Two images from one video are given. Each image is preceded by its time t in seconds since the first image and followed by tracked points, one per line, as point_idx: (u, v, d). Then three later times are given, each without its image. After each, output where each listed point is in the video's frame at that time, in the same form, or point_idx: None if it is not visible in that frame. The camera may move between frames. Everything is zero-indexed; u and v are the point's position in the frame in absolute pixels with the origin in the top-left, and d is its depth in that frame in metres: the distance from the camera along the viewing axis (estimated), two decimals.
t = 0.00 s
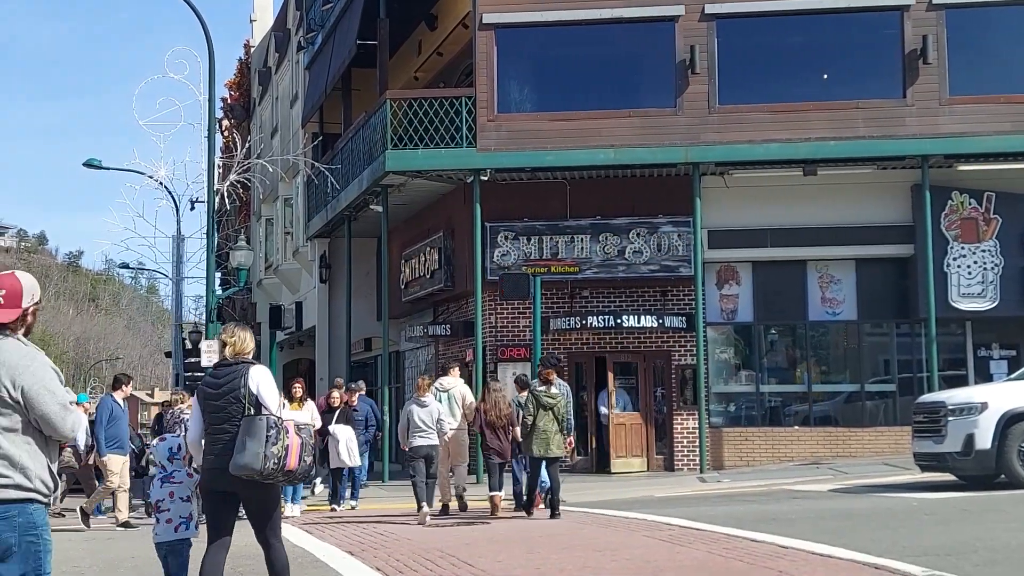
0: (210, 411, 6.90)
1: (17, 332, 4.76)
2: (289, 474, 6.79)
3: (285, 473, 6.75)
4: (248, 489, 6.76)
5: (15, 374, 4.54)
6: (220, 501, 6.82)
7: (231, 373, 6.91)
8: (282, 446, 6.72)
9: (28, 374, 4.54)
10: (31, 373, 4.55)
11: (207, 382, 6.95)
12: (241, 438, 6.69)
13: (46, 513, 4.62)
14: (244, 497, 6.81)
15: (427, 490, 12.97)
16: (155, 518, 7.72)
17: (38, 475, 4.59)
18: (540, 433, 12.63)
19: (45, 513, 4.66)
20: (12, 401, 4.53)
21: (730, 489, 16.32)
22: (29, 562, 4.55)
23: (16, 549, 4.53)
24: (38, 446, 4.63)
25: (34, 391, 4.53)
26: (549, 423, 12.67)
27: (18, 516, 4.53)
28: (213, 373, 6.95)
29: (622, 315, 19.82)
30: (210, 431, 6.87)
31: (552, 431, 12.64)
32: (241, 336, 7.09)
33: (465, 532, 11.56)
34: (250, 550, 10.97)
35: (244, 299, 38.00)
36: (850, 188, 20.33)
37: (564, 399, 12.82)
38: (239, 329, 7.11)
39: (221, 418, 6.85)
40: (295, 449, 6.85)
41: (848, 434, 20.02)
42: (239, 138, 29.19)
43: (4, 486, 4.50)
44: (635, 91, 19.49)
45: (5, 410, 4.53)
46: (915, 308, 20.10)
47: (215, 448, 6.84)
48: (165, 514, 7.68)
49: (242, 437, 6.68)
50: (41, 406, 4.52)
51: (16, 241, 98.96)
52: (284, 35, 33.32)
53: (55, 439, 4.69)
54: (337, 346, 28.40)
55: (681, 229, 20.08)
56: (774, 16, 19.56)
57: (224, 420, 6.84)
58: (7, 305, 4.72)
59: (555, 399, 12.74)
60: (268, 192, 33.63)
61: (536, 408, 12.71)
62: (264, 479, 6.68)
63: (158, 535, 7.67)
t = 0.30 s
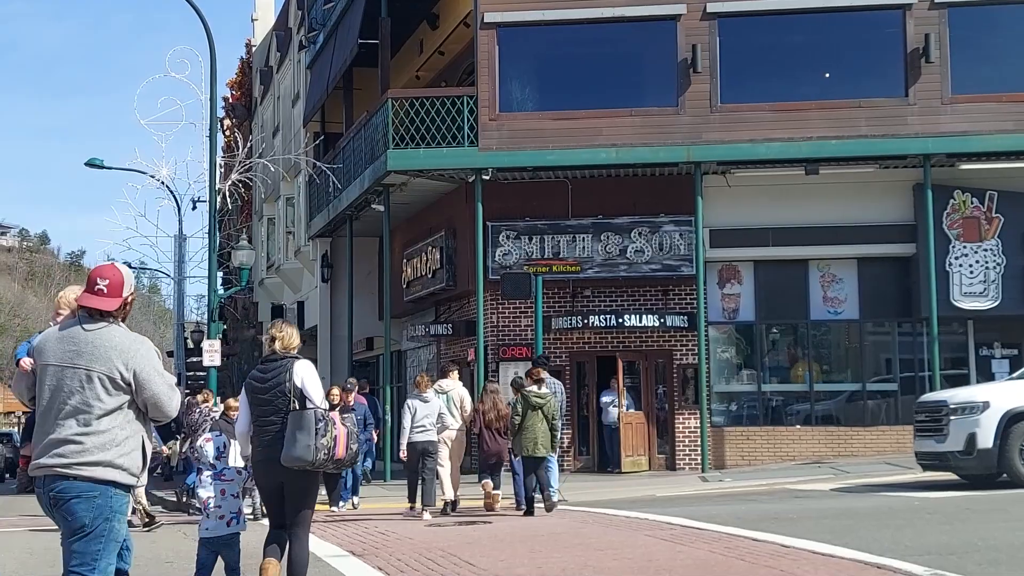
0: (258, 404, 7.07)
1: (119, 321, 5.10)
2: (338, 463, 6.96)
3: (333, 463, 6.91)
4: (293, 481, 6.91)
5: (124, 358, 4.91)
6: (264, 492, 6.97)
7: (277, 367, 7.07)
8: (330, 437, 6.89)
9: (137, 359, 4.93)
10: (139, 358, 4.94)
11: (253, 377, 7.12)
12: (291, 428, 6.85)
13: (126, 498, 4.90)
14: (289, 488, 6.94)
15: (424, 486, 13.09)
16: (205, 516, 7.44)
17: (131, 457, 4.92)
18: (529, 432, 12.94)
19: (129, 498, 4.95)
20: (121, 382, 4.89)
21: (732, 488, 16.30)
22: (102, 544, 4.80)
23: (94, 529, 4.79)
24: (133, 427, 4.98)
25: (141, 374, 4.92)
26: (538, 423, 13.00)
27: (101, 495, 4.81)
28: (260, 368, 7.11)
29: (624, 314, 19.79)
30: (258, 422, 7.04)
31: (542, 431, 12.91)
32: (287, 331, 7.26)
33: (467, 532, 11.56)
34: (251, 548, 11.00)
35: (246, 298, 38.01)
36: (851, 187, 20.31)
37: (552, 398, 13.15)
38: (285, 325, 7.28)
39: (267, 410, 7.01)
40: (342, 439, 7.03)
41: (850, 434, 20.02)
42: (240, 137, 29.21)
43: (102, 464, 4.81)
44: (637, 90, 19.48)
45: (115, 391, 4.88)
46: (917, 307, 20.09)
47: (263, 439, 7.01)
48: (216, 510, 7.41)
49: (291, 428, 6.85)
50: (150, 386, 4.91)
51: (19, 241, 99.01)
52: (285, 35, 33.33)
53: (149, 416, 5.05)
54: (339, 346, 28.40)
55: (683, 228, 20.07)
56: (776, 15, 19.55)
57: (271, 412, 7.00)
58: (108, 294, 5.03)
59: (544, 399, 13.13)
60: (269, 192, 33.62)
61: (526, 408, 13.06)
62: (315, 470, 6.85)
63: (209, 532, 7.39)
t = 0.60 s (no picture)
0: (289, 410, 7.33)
1: (198, 335, 5.28)
2: (368, 461, 7.18)
3: (363, 462, 7.13)
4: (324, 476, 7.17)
5: (207, 368, 5.08)
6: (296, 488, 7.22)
7: (307, 374, 7.32)
8: (361, 436, 7.11)
9: (218, 368, 5.10)
10: (221, 368, 5.11)
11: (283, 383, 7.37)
12: (322, 429, 7.08)
13: (202, 502, 5.05)
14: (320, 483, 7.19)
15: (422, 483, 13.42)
16: (227, 506, 7.31)
17: (213, 463, 5.10)
18: (522, 432, 13.31)
19: (207, 503, 5.12)
20: (204, 391, 5.06)
21: (733, 488, 16.29)
22: (175, 545, 4.96)
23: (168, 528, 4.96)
24: (215, 434, 5.15)
25: (223, 383, 5.09)
26: (531, 423, 13.36)
27: (180, 499, 4.97)
28: (289, 375, 7.36)
29: (625, 313, 19.77)
30: (290, 426, 7.29)
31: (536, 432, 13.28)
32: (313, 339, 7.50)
33: (468, 531, 11.56)
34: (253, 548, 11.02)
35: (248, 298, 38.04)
36: (853, 186, 20.31)
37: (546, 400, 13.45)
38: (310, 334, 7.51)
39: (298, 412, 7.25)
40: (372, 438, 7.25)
41: (852, 433, 20.02)
42: (242, 137, 29.21)
43: (184, 471, 4.98)
44: (638, 89, 19.48)
45: (200, 401, 5.05)
46: (918, 306, 20.10)
47: (295, 442, 7.26)
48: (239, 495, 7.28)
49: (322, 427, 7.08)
50: (231, 395, 5.09)
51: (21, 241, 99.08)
52: (287, 34, 33.34)
53: (230, 423, 5.23)
54: (341, 345, 28.41)
55: (685, 228, 20.06)
56: (777, 14, 19.54)
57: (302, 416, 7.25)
58: (188, 309, 5.24)
59: (536, 400, 13.49)
60: (270, 191, 33.58)
61: (519, 409, 13.43)
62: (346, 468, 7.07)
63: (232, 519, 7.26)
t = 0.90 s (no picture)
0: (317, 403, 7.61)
1: (274, 330, 5.26)
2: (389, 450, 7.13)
3: (383, 451, 7.07)
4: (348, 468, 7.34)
5: (284, 362, 5.05)
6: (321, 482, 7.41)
7: (327, 367, 7.38)
8: (383, 426, 7.04)
9: (296, 362, 5.06)
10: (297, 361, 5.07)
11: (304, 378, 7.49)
12: (344, 418, 7.02)
13: (304, 484, 5.08)
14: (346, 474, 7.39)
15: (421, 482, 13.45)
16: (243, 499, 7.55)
17: (298, 454, 5.09)
18: (522, 428, 13.56)
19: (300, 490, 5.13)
20: (282, 385, 5.03)
21: (735, 487, 16.30)
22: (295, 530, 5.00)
23: (291, 517, 4.99)
24: (294, 425, 5.13)
25: (299, 377, 5.05)
26: (530, 419, 13.60)
27: (283, 486, 4.97)
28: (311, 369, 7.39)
29: (627, 312, 19.74)
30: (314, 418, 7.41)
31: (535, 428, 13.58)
32: (334, 334, 7.54)
33: (469, 530, 11.56)
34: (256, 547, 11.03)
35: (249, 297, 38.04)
36: (854, 186, 20.30)
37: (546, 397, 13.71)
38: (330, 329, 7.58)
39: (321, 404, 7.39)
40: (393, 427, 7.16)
41: (854, 433, 20.04)
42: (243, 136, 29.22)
43: (275, 463, 4.97)
44: (639, 88, 19.47)
45: (280, 394, 5.03)
46: (920, 305, 20.10)
47: (320, 430, 7.38)
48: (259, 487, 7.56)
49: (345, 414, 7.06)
50: (309, 388, 5.06)
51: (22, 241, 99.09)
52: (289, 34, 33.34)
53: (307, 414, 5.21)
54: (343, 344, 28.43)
55: (686, 227, 20.07)
56: (778, 13, 19.53)
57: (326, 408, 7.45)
58: (267, 306, 5.23)
59: (536, 398, 13.72)
60: (272, 191, 33.59)
61: (518, 406, 13.65)
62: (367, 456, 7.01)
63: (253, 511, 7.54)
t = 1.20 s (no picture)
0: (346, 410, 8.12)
1: (350, 347, 5.47)
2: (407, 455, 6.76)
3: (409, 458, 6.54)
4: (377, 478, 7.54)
5: (363, 377, 5.25)
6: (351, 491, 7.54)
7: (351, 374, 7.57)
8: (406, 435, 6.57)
9: (374, 378, 5.28)
10: (377, 377, 5.29)
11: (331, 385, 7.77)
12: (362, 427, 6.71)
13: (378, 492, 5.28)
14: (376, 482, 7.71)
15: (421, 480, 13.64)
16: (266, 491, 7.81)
17: (374, 465, 5.29)
18: (519, 430, 13.59)
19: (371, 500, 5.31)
20: (362, 399, 5.23)
21: (737, 487, 16.30)
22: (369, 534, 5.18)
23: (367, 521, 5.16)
24: (370, 439, 5.33)
25: (377, 392, 5.26)
26: (527, 421, 13.64)
27: (364, 493, 5.17)
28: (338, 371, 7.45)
29: (628, 312, 19.68)
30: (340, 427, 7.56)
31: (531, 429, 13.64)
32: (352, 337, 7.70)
33: (470, 530, 11.54)
34: (257, 546, 11.01)
35: (250, 297, 38.04)
36: (855, 185, 20.28)
37: (541, 402, 13.81)
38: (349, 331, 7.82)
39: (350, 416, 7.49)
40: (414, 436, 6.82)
41: (855, 432, 20.03)
42: (244, 136, 29.22)
43: (358, 470, 5.16)
44: (640, 87, 19.46)
45: (361, 408, 5.24)
46: (922, 305, 20.08)
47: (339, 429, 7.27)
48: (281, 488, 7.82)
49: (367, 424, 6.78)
50: (387, 403, 5.28)
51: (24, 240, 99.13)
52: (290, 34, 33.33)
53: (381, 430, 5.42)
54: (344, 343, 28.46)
55: (687, 226, 20.05)
56: (779, 12, 19.52)
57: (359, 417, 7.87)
58: (345, 323, 5.45)
59: (533, 402, 13.82)
60: (273, 190, 33.59)
61: (515, 407, 13.77)
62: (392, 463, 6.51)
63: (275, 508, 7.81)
